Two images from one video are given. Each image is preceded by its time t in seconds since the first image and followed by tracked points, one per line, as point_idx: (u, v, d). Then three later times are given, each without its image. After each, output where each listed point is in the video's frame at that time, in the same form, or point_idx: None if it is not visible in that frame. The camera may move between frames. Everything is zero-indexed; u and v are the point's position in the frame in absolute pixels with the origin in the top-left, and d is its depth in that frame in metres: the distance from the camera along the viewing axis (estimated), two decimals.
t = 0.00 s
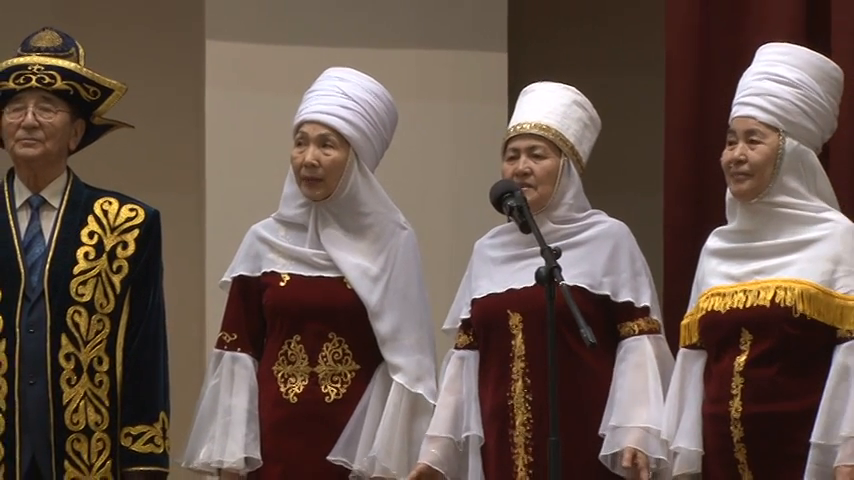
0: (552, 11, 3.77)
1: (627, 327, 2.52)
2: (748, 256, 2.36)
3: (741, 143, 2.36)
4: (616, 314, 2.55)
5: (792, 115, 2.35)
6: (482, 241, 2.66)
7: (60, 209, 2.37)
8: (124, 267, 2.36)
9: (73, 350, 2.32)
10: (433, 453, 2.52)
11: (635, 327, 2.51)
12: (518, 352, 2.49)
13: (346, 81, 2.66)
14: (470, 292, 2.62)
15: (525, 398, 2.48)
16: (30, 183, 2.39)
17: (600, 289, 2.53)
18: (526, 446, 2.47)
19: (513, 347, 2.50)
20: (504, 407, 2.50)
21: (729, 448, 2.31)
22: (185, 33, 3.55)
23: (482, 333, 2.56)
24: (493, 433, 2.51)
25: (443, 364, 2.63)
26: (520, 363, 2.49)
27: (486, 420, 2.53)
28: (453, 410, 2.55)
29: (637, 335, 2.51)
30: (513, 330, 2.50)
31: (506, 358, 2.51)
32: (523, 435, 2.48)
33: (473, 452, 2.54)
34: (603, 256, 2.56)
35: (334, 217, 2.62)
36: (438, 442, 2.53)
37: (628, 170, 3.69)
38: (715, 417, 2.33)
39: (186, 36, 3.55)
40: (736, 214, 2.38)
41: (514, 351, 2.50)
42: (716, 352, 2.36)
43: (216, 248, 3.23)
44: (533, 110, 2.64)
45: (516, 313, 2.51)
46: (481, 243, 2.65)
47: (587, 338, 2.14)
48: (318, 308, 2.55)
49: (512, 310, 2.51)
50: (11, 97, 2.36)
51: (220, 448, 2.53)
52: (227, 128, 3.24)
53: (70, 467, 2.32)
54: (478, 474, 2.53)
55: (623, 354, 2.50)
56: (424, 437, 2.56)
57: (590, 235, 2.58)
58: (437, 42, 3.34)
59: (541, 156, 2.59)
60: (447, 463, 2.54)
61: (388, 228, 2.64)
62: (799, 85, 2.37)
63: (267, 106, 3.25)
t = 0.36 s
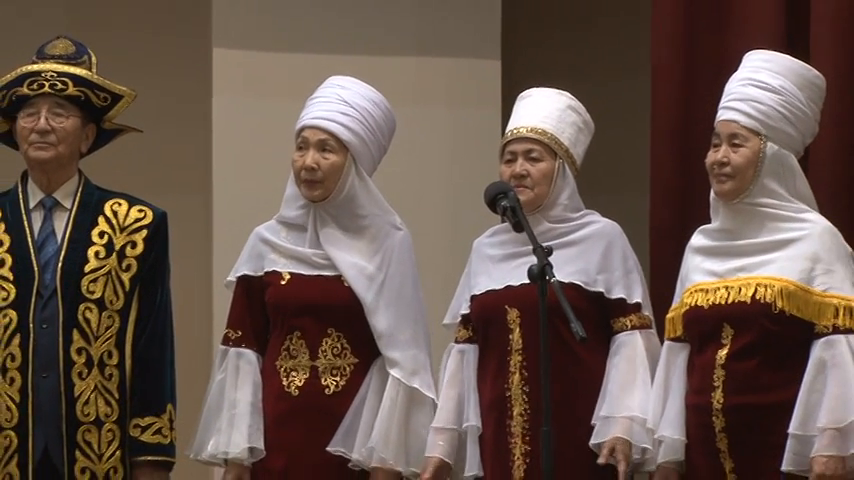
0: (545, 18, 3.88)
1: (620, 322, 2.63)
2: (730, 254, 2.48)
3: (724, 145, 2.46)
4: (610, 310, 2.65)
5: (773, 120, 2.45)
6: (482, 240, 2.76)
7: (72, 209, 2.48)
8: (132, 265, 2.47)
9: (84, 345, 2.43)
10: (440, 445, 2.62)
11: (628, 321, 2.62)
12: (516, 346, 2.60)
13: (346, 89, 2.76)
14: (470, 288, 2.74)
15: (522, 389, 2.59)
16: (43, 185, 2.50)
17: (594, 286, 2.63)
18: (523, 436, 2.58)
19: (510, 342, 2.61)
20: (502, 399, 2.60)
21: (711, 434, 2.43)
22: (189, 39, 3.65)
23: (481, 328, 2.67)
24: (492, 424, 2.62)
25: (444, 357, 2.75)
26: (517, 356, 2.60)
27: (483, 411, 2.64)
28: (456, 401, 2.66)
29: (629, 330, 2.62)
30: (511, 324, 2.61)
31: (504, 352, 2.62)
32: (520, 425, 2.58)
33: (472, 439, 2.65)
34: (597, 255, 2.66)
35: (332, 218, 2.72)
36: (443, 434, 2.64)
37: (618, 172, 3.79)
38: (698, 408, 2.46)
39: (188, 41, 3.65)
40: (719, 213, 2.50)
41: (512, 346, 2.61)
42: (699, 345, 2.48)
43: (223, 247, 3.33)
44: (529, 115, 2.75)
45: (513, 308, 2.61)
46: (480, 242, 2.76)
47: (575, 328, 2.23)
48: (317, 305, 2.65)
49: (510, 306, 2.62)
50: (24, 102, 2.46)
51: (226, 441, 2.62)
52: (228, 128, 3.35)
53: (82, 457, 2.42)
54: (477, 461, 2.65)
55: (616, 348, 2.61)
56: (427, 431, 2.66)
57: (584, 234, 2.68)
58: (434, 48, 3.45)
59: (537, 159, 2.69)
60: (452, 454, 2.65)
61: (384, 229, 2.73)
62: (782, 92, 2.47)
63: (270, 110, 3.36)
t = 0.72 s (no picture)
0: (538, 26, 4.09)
1: (619, 315, 2.73)
2: (720, 251, 2.58)
3: (715, 147, 2.56)
4: (609, 304, 2.75)
5: (762, 123, 2.54)
6: (486, 235, 2.87)
7: (87, 208, 2.59)
8: (145, 261, 2.57)
9: (100, 338, 2.54)
10: (447, 433, 2.73)
11: (626, 314, 2.72)
12: (519, 338, 2.70)
13: (346, 90, 2.84)
14: (475, 282, 2.84)
15: (524, 380, 2.69)
16: (59, 185, 2.60)
17: (593, 281, 2.73)
18: (526, 423, 2.68)
19: (513, 334, 2.71)
20: (505, 389, 2.71)
21: (699, 426, 2.54)
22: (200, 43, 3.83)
23: (485, 319, 2.76)
24: (494, 413, 2.72)
25: (448, 347, 2.85)
26: (519, 348, 2.70)
27: (487, 400, 2.74)
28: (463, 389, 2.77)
29: (628, 323, 2.71)
30: (513, 317, 2.71)
31: (507, 344, 2.72)
32: (522, 414, 2.69)
33: (475, 426, 2.74)
34: (596, 251, 2.76)
35: (332, 214, 2.80)
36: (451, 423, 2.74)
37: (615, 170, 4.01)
38: (688, 398, 2.56)
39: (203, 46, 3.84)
40: (709, 211, 2.59)
41: (515, 337, 2.70)
42: (689, 337, 2.58)
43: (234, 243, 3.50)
44: (531, 117, 2.84)
45: (516, 302, 2.71)
46: (485, 237, 2.86)
47: (572, 323, 2.32)
48: (318, 296, 2.72)
49: (512, 300, 2.72)
50: (41, 105, 2.56)
51: (229, 425, 2.68)
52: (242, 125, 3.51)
53: (97, 445, 2.54)
54: (480, 449, 2.73)
55: (615, 340, 2.70)
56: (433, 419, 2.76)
57: (583, 232, 2.78)
58: (435, 52, 3.61)
59: (538, 161, 2.79)
60: (459, 442, 2.76)
61: (382, 224, 2.80)
62: (771, 96, 2.56)
63: (277, 109, 3.52)
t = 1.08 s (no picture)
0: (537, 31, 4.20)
1: (613, 310, 2.84)
2: (709, 248, 2.69)
3: (704, 149, 2.66)
4: (604, 299, 2.86)
5: (749, 126, 2.65)
6: (488, 233, 2.98)
7: (101, 207, 2.69)
8: (157, 258, 2.68)
9: (114, 332, 2.65)
10: (451, 423, 2.85)
11: (620, 309, 2.83)
12: (517, 332, 2.81)
13: (344, 94, 2.92)
14: (477, 278, 2.95)
15: (523, 372, 2.79)
16: (74, 186, 2.71)
17: (589, 277, 2.83)
18: (524, 413, 2.78)
19: (513, 328, 2.81)
20: (505, 381, 2.81)
21: (689, 417, 2.65)
22: (208, 48, 3.95)
23: (486, 313, 2.87)
24: (494, 405, 2.83)
25: (453, 341, 2.96)
26: (518, 342, 2.80)
27: (488, 391, 2.85)
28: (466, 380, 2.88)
29: (622, 317, 2.82)
30: (513, 312, 2.82)
31: (507, 337, 2.83)
32: (521, 405, 2.79)
33: (478, 416, 2.85)
34: (592, 248, 2.86)
35: (328, 212, 2.86)
36: (455, 412, 2.87)
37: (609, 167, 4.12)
38: (679, 390, 2.67)
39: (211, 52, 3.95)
40: (698, 210, 2.70)
41: (515, 332, 2.81)
42: (680, 332, 2.69)
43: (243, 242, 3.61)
44: (530, 120, 2.94)
45: (515, 297, 2.82)
46: (487, 235, 2.97)
47: (567, 317, 2.43)
48: (312, 291, 2.79)
49: (512, 295, 2.82)
50: (57, 109, 2.67)
51: (228, 414, 2.76)
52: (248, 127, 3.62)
53: (111, 435, 2.64)
54: (483, 438, 2.85)
55: (610, 334, 2.81)
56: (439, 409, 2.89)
57: (580, 230, 2.88)
58: (435, 57, 3.72)
59: (537, 162, 2.89)
60: (462, 431, 2.87)
61: (376, 222, 2.87)
62: (757, 100, 2.67)
63: (284, 113, 3.64)
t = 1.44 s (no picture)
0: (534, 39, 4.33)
1: (610, 306, 2.95)
2: (697, 247, 2.80)
3: (691, 152, 2.78)
4: (601, 297, 2.97)
5: (733, 129, 2.77)
6: (491, 232, 3.10)
7: (116, 207, 2.81)
8: (169, 256, 2.80)
9: (127, 327, 2.76)
10: (453, 413, 3.00)
11: (617, 306, 2.94)
12: (517, 327, 2.92)
13: (338, 99, 2.97)
14: (479, 275, 3.07)
15: (522, 365, 2.91)
16: (89, 186, 2.82)
17: (587, 275, 2.95)
18: (521, 405, 2.90)
19: (513, 323, 2.93)
20: (504, 374, 2.93)
21: (681, 410, 2.76)
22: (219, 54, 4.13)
23: (487, 309, 2.99)
24: (494, 396, 2.95)
25: (455, 334, 3.09)
26: (518, 336, 2.92)
27: (488, 384, 2.98)
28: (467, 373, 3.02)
29: (618, 314, 2.93)
30: (513, 307, 2.93)
31: (507, 332, 2.94)
32: (519, 397, 2.91)
33: (478, 407, 2.98)
34: (589, 247, 2.98)
35: (322, 212, 2.92)
36: (457, 403, 3.02)
37: (605, 171, 4.26)
38: (670, 383, 2.78)
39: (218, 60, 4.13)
40: (686, 211, 2.82)
41: (515, 327, 2.93)
42: (670, 327, 2.80)
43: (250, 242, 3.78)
44: (531, 124, 3.06)
45: (515, 293, 2.93)
46: (489, 234, 3.09)
47: (562, 312, 2.54)
48: (307, 286, 2.85)
49: (513, 291, 2.94)
50: (74, 113, 2.78)
51: (227, 405, 2.83)
52: (255, 131, 3.79)
53: (125, 425, 2.76)
54: (482, 427, 2.98)
55: (606, 330, 2.92)
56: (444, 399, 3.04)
57: (578, 230, 3.00)
58: (435, 64, 3.88)
59: (538, 165, 3.01)
60: (465, 420, 3.02)
61: (368, 221, 2.93)
62: (741, 104, 2.79)
63: (289, 118, 3.80)
